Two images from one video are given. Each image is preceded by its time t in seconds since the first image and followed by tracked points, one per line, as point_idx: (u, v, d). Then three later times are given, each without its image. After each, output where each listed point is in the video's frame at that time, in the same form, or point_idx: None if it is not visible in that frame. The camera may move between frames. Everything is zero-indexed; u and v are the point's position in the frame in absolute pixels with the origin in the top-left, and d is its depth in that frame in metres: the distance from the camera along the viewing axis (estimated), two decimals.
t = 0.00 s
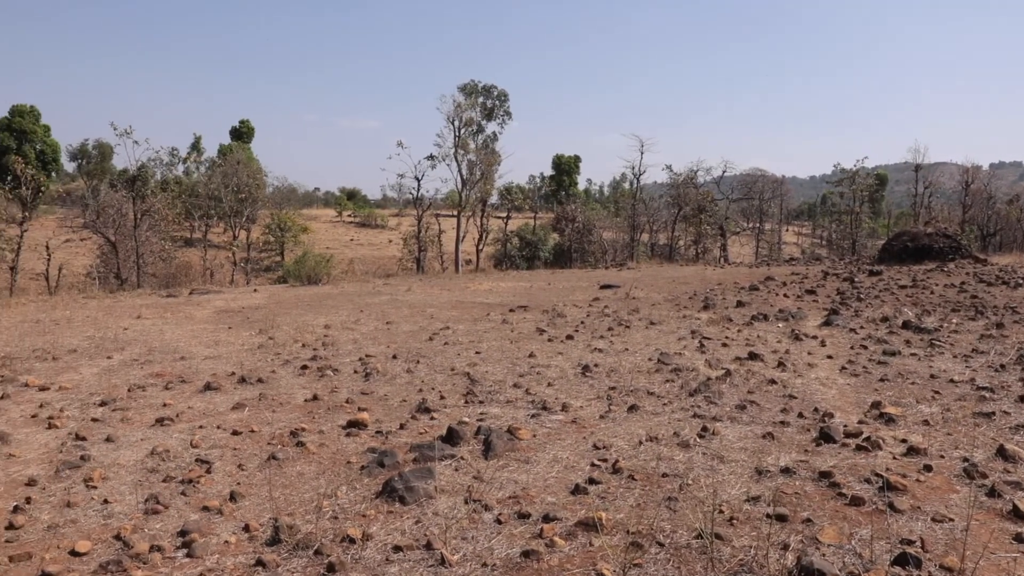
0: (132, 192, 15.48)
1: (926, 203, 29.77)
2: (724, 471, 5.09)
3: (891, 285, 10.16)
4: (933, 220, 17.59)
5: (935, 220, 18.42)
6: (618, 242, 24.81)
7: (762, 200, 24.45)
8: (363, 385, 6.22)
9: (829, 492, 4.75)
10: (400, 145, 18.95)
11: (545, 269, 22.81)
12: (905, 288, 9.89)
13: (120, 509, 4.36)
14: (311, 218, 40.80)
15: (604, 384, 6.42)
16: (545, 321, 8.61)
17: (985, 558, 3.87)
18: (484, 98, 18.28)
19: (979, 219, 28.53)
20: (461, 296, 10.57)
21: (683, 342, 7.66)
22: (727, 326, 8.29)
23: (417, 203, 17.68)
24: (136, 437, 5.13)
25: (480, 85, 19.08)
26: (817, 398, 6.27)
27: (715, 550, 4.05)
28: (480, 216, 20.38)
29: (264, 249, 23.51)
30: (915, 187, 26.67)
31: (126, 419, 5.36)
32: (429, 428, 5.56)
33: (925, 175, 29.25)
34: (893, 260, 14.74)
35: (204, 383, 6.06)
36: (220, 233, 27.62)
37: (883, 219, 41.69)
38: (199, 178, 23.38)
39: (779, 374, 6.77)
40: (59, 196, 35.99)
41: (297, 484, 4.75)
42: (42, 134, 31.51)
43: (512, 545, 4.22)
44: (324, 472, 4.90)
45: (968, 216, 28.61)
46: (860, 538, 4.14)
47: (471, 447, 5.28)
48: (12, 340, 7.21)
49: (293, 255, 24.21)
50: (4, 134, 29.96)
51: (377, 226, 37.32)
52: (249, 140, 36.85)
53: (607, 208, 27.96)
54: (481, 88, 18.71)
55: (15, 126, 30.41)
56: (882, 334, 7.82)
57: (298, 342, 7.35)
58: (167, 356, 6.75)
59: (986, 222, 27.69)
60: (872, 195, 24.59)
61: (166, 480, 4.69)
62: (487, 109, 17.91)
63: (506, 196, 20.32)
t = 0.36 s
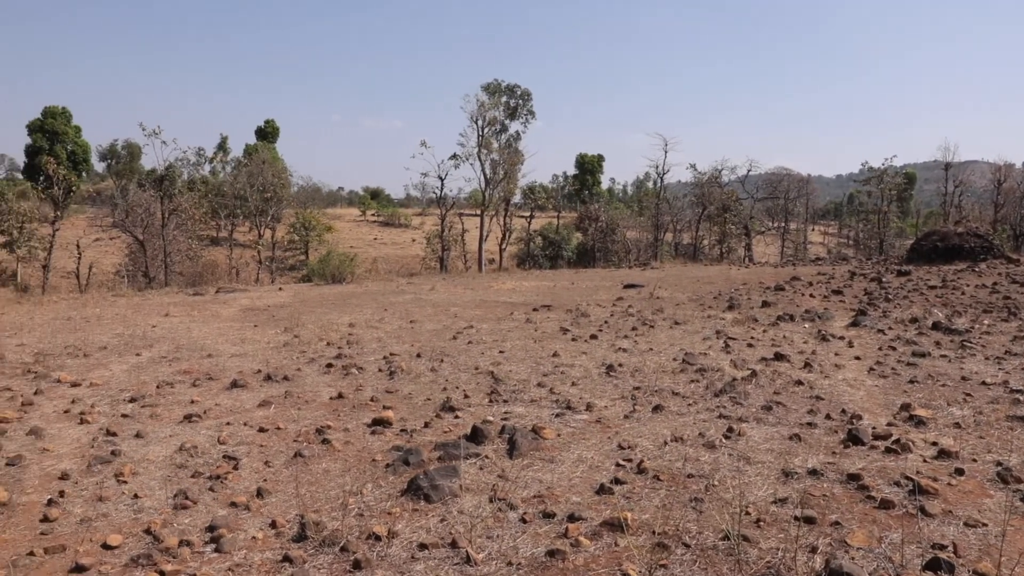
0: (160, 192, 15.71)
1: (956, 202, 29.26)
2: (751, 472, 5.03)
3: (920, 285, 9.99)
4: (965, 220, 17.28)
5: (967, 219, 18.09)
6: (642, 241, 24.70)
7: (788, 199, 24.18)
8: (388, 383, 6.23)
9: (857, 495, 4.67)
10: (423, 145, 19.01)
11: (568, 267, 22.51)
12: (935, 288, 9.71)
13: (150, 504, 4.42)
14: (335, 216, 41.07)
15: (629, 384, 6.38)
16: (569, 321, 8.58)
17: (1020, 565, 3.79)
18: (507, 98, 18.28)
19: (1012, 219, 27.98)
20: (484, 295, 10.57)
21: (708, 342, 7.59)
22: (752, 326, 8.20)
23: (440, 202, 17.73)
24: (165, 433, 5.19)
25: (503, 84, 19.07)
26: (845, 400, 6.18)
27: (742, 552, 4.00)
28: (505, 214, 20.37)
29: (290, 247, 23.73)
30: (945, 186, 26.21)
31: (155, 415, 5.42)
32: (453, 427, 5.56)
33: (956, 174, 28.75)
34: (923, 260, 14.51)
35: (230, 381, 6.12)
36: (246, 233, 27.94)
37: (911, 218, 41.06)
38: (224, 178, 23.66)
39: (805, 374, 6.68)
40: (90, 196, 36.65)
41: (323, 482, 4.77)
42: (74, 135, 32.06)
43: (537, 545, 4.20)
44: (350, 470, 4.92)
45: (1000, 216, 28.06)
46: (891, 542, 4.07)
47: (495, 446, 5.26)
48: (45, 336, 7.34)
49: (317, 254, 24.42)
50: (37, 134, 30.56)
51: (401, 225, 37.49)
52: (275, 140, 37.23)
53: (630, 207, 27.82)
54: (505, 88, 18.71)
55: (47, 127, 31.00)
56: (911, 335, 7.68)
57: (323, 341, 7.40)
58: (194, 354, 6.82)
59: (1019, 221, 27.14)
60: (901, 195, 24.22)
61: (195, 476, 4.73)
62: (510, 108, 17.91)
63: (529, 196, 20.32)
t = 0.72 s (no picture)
0: (189, 190, 15.93)
1: (988, 199, 28.73)
2: (779, 472, 4.96)
3: (952, 284, 9.81)
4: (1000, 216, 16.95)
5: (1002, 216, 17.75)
6: (667, 239, 24.56)
7: (815, 197, 23.89)
8: (413, 380, 6.25)
9: (888, 496, 4.59)
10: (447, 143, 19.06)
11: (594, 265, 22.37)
12: (967, 287, 9.53)
13: (181, 498, 4.47)
14: (365, 215, 41.42)
15: (654, 383, 6.33)
16: (594, 319, 8.55)
17: None
18: (531, 96, 18.27)
19: None
20: (509, 293, 10.56)
21: (734, 340, 7.51)
22: (779, 325, 8.11)
23: (464, 200, 17.77)
24: (195, 429, 5.24)
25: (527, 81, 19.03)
26: (875, 400, 6.08)
27: (771, 552, 3.94)
28: (530, 212, 20.35)
29: (316, 245, 23.95)
30: (977, 183, 25.74)
31: (185, 411, 5.48)
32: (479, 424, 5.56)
33: (988, 170, 28.22)
34: (955, 258, 14.27)
35: (258, 377, 6.17)
36: (272, 231, 28.24)
37: (941, 215, 40.41)
38: (250, 177, 23.93)
39: (834, 374, 6.59)
40: (120, 194, 37.27)
41: (350, 478, 4.79)
42: (104, 134, 32.58)
43: (564, 543, 4.18)
44: (376, 466, 4.93)
45: None
46: (923, 545, 3.99)
47: (521, 444, 5.25)
48: (77, 333, 7.47)
49: (342, 252, 24.60)
50: (69, 136, 31.08)
51: (426, 223, 37.67)
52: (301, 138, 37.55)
53: (655, 205, 27.69)
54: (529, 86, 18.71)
55: (79, 128, 31.54)
56: (943, 334, 7.54)
57: (348, 338, 7.44)
58: (222, 350, 6.89)
59: None
60: (931, 192, 23.83)
61: (224, 471, 4.78)
62: (535, 106, 17.90)
63: (553, 193, 20.30)
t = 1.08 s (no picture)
0: (216, 188, 16.14)
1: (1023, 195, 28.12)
2: (809, 471, 4.89)
3: (985, 281, 9.61)
4: None
5: None
6: (691, 236, 24.38)
7: (843, 193, 23.56)
8: (439, 377, 6.26)
9: (922, 496, 4.50)
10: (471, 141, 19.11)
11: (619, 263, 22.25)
12: (1000, 284, 9.33)
13: (211, 492, 4.52)
14: (388, 212, 41.69)
15: (681, 380, 6.28)
16: (619, 316, 8.50)
17: None
18: (556, 92, 18.24)
19: None
20: (533, 290, 10.54)
21: (762, 338, 7.43)
22: (807, 322, 8.00)
23: (489, 197, 17.78)
24: (224, 424, 5.29)
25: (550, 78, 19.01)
26: (906, 399, 5.97)
27: (802, 552, 3.88)
28: (554, 210, 20.30)
29: (342, 242, 24.13)
30: (1011, 179, 25.22)
31: (214, 406, 5.54)
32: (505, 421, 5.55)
33: None
34: (989, 254, 13.99)
35: (285, 373, 6.22)
36: (297, 229, 28.51)
37: (973, 212, 39.65)
38: (275, 175, 24.17)
39: (863, 372, 6.49)
40: (148, 193, 37.85)
41: (377, 473, 4.80)
42: (134, 134, 33.08)
43: (591, 540, 4.15)
44: (403, 462, 4.94)
45: None
46: (959, 547, 3.90)
47: (547, 441, 5.23)
48: (109, 328, 7.59)
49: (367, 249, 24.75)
50: (100, 134, 31.51)
51: (450, 220, 37.79)
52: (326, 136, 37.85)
53: (681, 202, 27.47)
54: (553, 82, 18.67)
55: (109, 127, 32.05)
56: (976, 332, 7.39)
57: (374, 334, 7.47)
58: (250, 347, 6.96)
59: None
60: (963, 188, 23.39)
61: (253, 466, 4.82)
62: (559, 103, 17.86)
63: (577, 190, 20.24)
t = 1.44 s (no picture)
0: (242, 185, 16.32)
1: None
2: (837, 472, 4.81)
3: (1018, 281, 9.41)
4: None
5: None
6: (716, 234, 24.19)
7: (871, 190, 23.25)
8: (463, 374, 6.26)
9: (954, 499, 4.41)
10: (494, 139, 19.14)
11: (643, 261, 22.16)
12: None
13: (238, 487, 4.56)
14: (413, 210, 41.87)
15: (706, 379, 6.22)
16: (643, 314, 8.45)
17: None
18: (579, 89, 18.19)
19: None
20: (556, 288, 10.52)
21: (788, 337, 7.34)
22: (834, 321, 7.89)
23: (512, 195, 17.78)
24: (250, 419, 5.34)
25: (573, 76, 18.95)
26: (936, 399, 5.85)
27: (831, 554, 3.82)
28: (577, 207, 20.24)
29: (365, 240, 24.25)
30: None
31: (241, 402, 5.59)
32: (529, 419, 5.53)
33: None
34: None
35: (311, 370, 6.26)
36: (321, 226, 28.73)
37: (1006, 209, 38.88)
38: (299, 173, 24.37)
39: (892, 372, 6.38)
40: (176, 191, 38.39)
41: (402, 470, 4.81)
42: (162, 133, 33.54)
43: (617, 539, 4.13)
44: (428, 459, 4.95)
45: None
46: (993, 552, 3.81)
47: (572, 439, 5.21)
48: (138, 324, 7.70)
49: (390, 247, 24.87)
50: (128, 134, 32.05)
51: (473, 218, 37.86)
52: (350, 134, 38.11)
53: (705, 199, 27.23)
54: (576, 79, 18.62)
55: (138, 126, 32.60)
56: (1009, 332, 7.23)
57: (398, 331, 7.50)
58: (276, 343, 7.02)
59: None
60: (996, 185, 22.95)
61: (279, 461, 4.85)
62: (582, 100, 17.81)
63: (601, 187, 20.16)
